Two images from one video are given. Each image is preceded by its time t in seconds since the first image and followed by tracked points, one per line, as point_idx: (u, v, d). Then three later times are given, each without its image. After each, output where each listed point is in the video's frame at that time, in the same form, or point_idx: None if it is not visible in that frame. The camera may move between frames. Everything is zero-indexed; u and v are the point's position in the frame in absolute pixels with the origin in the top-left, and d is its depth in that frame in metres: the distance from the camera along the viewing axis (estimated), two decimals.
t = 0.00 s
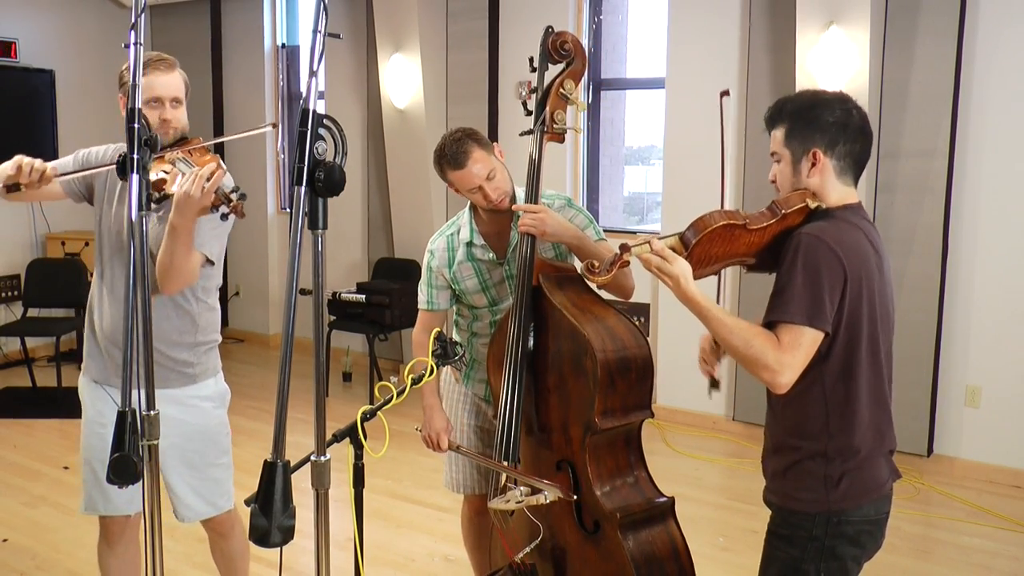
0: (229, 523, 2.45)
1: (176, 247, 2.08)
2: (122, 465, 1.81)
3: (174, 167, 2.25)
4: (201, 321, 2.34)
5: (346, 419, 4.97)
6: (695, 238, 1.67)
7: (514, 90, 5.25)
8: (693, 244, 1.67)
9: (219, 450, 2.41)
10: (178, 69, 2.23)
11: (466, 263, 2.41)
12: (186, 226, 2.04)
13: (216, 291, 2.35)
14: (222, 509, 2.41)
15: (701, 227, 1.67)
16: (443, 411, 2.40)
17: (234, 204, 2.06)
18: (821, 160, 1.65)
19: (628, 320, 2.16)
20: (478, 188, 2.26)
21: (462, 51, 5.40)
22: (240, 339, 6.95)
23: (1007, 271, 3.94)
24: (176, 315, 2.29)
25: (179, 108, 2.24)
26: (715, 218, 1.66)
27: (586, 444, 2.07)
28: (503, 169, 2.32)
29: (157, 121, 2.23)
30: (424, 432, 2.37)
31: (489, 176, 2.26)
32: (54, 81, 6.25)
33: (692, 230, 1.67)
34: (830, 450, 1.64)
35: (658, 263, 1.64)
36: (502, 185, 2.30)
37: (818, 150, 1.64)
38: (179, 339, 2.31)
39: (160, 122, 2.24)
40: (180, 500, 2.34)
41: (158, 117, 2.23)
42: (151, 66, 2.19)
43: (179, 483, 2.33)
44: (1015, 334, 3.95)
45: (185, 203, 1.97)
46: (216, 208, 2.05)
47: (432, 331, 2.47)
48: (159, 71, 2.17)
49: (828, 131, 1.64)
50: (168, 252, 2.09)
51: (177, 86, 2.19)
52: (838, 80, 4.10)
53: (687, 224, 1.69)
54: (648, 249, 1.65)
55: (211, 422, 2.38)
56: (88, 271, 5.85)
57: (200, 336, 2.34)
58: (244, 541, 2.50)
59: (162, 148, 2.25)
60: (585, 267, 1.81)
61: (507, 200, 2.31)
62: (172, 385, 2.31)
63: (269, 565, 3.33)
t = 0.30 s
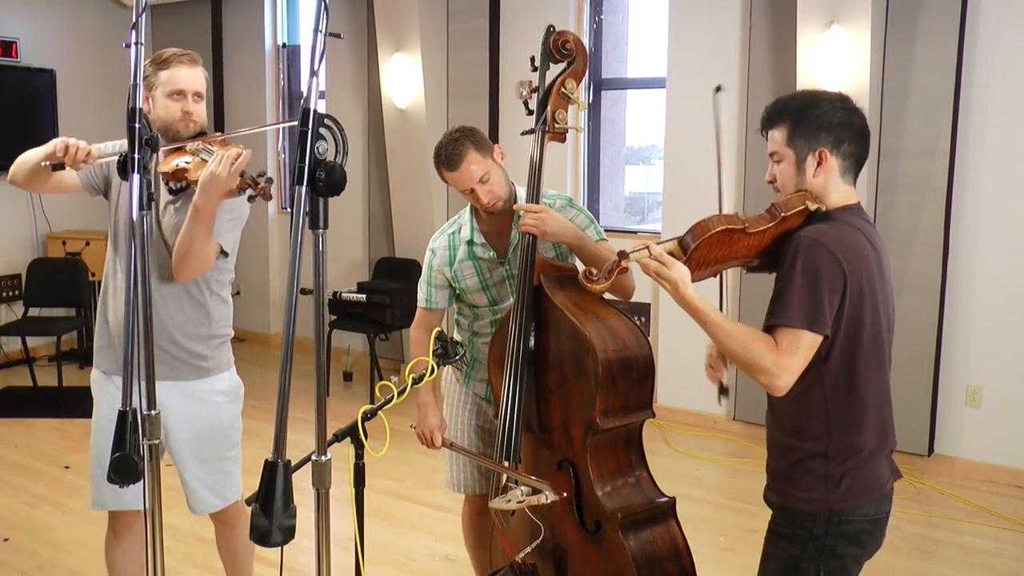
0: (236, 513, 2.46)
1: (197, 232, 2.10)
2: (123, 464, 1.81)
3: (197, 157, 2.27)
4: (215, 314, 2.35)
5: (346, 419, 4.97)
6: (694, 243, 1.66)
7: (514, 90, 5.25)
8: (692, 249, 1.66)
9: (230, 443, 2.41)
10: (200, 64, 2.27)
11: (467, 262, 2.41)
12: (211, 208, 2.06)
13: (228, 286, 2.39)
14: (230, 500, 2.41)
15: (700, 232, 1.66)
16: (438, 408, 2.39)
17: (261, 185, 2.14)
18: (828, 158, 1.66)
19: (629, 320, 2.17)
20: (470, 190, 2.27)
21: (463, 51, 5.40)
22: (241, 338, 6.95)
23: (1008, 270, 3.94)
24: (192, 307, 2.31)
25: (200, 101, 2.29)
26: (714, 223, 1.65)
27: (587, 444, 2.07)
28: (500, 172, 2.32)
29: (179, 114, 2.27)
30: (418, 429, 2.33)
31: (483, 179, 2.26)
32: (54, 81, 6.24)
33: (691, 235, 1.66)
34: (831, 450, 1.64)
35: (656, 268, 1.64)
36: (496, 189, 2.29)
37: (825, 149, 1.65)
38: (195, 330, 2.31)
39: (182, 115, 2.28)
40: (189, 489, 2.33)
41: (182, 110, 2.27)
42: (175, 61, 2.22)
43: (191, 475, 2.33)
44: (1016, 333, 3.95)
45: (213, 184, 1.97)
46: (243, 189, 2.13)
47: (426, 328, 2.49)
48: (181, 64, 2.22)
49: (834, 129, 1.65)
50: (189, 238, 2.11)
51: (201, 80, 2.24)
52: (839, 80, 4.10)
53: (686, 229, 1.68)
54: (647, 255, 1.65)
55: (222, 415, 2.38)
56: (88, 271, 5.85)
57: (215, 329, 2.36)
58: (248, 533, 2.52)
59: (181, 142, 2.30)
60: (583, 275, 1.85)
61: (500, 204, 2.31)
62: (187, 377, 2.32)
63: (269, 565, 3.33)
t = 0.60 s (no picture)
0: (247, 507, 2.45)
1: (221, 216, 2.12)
2: (125, 463, 1.82)
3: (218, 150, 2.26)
4: (231, 309, 2.37)
5: (348, 418, 4.97)
6: (692, 249, 1.67)
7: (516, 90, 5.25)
8: (690, 256, 1.67)
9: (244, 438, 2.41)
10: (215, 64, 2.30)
11: (469, 260, 2.42)
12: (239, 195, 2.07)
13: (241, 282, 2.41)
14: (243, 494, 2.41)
15: (698, 238, 1.67)
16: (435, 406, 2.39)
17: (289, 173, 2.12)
18: (815, 162, 1.65)
19: (630, 320, 2.17)
20: (472, 190, 2.27)
21: (465, 51, 5.39)
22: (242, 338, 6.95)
23: (1009, 270, 3.94)
24: (209, 301, 2.33)
25: (217, 97, 2.30)
26: (711, 228, 1.66)
27: (589, 444, 2.07)
28: (502, 172, 2.32)
29: (197, 110, 2.28)
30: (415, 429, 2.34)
31: (484, 178, 2.26)
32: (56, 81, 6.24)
33: (689, 241, 1.67)
34: (835, 451, 1.64)
35: (656, 278, 1.65)
36: (499, 190, 2.29)
37: (811, 152, 1.65)
38: (211, 324, 2.33)
39: (200, 110, 2.28)
40: (205, 482, 2.36)
41: (200, 106, 2.27)
42: (192, 57, 2.25)
43: (207, 468, 2.35)
44: (1018, 333, 3.94)
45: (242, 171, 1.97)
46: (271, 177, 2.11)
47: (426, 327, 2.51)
48: (198, 61, 2.25)
49: (819, 132, 1.64)
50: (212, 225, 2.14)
51: (218, 76, 2.27)
52: (839, 81, 4.09)
53: (683, 237, 1.69)
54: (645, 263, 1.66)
55: (237, 410, 2.39)
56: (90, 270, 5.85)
57: (230, 323, 2.37)
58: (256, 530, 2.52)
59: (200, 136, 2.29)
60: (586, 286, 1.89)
61: (502, 204, 2.31)
62: (205, 371, 2.33)
63: (272, 565, 3.34)
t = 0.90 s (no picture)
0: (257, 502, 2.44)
1: (247, 206, 2.15)
2: (126, 462, 1.83)
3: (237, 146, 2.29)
4: (245, 304, 2.40)
5: (350, 418, 4.97)
6: (687, 257, 1.68)
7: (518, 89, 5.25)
8: (686, 263, 1.68)
9: (256, 433, 2.42)
10: (228, 65, 2.34)
11: (470, 260, 2.42)
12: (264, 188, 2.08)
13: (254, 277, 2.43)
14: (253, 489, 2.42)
15: (694, 245, 1.67)
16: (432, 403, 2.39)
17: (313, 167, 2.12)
18: (803, 168, 1.65)
19: (633, 320, 2.17)
20: (473, 190, 2.27)
21: (466, 51, 5.39)
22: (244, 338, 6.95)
23: (1010, 270, 3.94)
24: (224, 297, 2.35)
25: (230, 97, 2.35)
26: (706, 235, 1.67)
27: (590, 444, 2.08)
28: (505, 172, 2.32)
29: (212, 109, 2.32)
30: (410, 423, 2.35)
31: (486, 179, 2.26)
32: (58, 80, 6.25)
33: (685, 249, 1.68)
34: (837, 451, 1.64)
35: (652, 286, 1.66)
36: (501, 189, 2.29)
37: (798, 158, 1.65)
38: (227, 320, 2.34)
39: (215, 110, 2.32)
40: (219, 478, 2.37)
41: (215, 105, 2.32)
42: (207, 57, 2.29)
43: (219, 464, 2.36)
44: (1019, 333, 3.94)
45: (264, 165, 1.96)
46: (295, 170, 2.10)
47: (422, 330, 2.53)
48: (213, 61, 2.28)
49: (803, 140, 1.65)
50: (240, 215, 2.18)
51: (231, 76, 2.32)
52: (842, 81, 4.08)
53: (679, 245, 1.70)
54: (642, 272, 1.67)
55: (251, 407, 2.40)
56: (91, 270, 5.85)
57: (244, 319, 2.39)
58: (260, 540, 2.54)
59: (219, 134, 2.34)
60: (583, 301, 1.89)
61: (502, 204, 2.30)
62: (221, 366, 2.34)
63: (273, 565, 3.34)
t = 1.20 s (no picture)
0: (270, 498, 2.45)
1: (265, 199, 2.16)
2: (127, 461, 1.85)
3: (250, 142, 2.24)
4: (259, 301, 2.42)
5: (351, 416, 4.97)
6: (684, 270, 1.65)
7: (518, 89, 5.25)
8: (683, 277, 1.65)
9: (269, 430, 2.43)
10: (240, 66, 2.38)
11: (471, 258, 2.42)
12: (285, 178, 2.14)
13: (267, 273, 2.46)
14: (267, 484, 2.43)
15: (688, 259, 1.65)
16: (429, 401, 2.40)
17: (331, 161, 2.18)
18: (796, 169, 1.66)
19: (633, 318, 2.17)
20: (473, 188, 2.27)
21: (466, 50, 5.39)
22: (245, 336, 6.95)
23: (1010, 268, 3.94)
24: (239, 293, 2.37)
25: (243, 96, 2.39)
26: (702, 249, 1.64)
27: (592, 443, 2.08)
28: (505, 171, 2.32)
29: (226, 108, 2.35)
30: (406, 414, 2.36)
31: (487, 177, 2.26)
32: (59, 80, 6.25)
33: (680, 263, 1.65)
34: (840, 452, 1.64)
35: (651, 305, 1.65)
36: (501, 188, 2.29)
37: (790, 161, 1.65)
38: (242, 316, 2.37)
39: (228, 109, 2.35)
40: (231, 475, 2.38)
41: (229, 103, 2.36)
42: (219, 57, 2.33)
43: (233, 460, 2.37)
44: (1019, 331, 3.95)
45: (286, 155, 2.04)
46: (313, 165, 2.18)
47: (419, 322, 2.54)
48: (226, 61, 2.33)
49: (793, 140, 1.65)
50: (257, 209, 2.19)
51: (243, 75, 2.36)
52: (842, 80, 4.06)
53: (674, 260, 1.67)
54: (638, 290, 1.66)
55: (264, 404, 2.41)
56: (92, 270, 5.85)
57: (258, 315, 2.41)
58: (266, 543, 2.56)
59: (233, 131, 2.29)
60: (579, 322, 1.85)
61: (503, 203, 2.30)
62: (234, 363, 2.36)
63: (274, 564, 3.34)
